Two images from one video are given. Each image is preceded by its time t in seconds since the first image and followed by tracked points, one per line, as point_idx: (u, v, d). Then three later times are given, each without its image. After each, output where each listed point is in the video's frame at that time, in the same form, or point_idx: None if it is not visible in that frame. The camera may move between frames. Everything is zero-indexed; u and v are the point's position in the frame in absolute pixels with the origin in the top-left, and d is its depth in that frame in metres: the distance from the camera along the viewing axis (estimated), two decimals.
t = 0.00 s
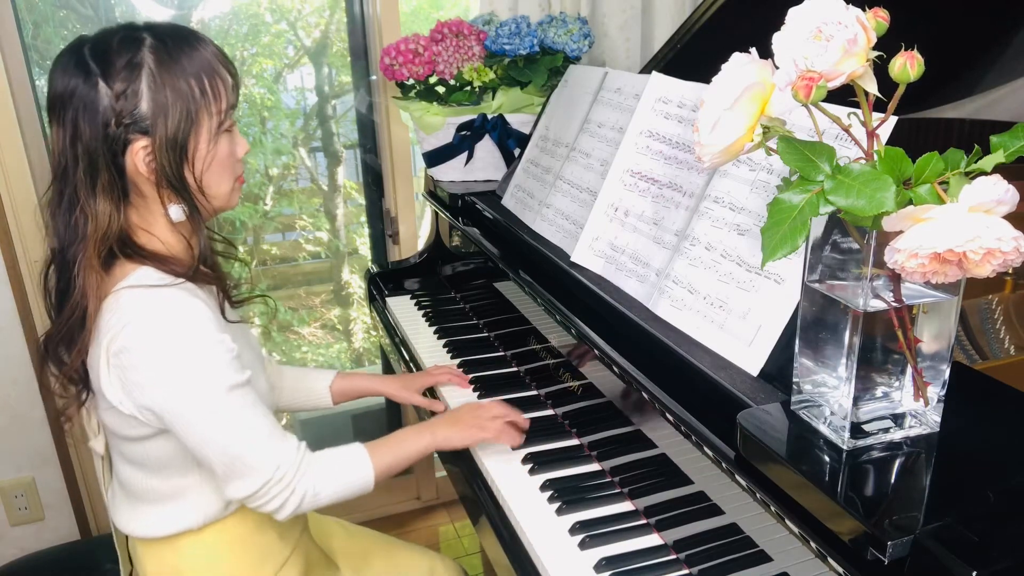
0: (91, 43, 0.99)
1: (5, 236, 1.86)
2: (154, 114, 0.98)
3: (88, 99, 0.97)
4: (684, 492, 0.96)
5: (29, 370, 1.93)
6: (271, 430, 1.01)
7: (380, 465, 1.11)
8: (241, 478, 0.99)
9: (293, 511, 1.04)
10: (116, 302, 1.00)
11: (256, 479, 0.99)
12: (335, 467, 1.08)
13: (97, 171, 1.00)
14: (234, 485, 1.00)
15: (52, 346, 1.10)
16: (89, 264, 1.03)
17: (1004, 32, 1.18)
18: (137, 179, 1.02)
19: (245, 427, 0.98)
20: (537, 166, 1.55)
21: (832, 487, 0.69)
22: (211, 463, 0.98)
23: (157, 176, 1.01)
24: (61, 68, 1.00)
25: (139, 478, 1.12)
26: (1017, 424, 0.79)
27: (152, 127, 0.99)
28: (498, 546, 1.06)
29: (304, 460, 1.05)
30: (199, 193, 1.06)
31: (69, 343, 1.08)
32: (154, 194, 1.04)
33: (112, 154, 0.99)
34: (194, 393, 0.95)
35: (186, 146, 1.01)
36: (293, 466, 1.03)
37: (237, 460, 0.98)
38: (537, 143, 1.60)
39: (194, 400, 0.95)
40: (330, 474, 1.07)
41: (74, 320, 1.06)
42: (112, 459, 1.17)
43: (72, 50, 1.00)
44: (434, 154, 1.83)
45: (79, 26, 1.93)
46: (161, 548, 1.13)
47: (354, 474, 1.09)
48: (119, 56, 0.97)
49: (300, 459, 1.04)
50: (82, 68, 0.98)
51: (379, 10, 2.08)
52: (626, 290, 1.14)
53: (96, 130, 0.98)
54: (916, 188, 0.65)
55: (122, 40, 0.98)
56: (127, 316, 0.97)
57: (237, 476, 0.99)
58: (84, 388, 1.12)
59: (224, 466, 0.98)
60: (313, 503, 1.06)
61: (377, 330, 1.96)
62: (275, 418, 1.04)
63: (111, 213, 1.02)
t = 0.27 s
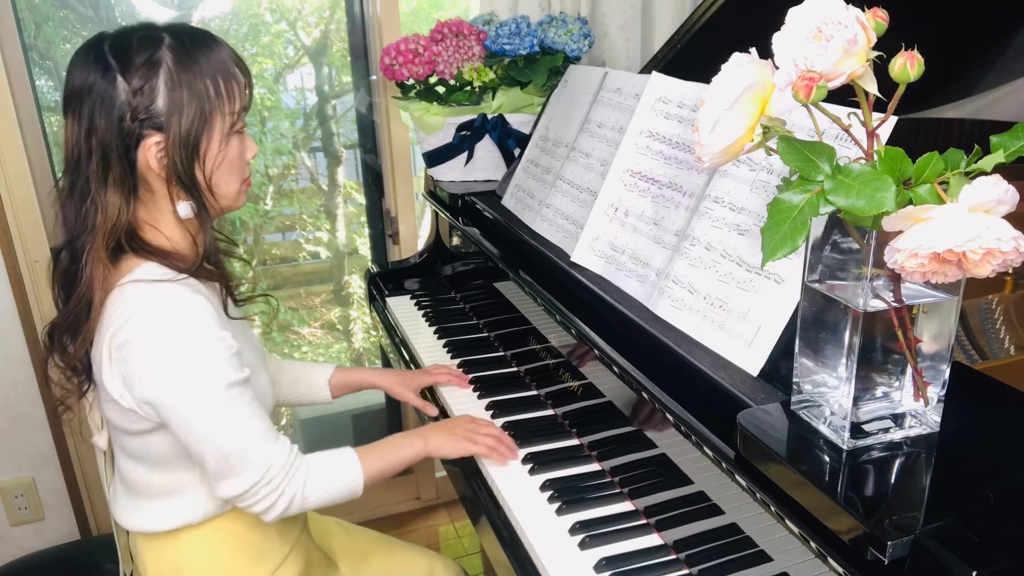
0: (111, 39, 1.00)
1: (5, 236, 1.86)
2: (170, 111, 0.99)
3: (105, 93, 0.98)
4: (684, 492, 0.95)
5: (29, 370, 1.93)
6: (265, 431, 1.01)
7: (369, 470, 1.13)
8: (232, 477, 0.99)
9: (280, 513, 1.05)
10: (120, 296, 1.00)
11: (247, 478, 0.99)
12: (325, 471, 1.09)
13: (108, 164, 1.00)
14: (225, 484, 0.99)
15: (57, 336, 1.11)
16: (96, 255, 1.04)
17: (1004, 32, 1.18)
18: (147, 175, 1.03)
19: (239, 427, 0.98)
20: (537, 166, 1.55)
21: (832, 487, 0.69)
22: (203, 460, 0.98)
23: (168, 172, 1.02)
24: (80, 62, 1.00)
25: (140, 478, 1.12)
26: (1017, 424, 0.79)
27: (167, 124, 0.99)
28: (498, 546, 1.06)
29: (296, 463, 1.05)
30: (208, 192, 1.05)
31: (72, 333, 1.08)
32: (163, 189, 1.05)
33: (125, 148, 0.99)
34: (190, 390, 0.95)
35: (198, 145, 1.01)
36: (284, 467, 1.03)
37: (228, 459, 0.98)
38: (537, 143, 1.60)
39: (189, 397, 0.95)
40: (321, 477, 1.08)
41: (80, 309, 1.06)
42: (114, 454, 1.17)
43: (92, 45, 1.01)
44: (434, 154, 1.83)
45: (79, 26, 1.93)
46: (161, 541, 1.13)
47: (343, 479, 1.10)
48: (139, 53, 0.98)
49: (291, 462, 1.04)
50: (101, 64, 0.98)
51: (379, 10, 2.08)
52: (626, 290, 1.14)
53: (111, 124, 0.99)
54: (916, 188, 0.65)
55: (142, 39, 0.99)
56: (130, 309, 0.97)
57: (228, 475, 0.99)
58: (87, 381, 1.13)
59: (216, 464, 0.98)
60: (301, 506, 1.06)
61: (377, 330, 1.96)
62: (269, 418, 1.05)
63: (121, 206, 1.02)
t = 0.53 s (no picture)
0: (150, 35, 1.01)
1: (5, 237, 1.86)
2: (201, 112, 1.00)
3: (138, 86, 0.99)
4: (684, 491, 0.95)
5: (29, 370, 1.93)
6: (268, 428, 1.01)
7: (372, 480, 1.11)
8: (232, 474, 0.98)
9: (281, 514, 1.04)
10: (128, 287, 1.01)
11: (249, 474, 0.98)
12: (328, 475, 1.08)
13: (133, 154, 1.01)
14: (226, 481, 0.99)
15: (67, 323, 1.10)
16: (114, 243, 1.05)
17: (1003, 33, 1.18)
18: (167, 172, 1.03)
19: (241, 422, 0.98)
20: (537, 166, 1.55)
21: (832, 487, 0.69)
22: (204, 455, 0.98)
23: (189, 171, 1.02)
24: (116, 54, 1.01)
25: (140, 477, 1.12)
26: (1016, 424, 0.79)
27: (195, 124, 1.00)
28: (499, 546, 1.06)
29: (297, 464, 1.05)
30: (227, 195, 1.06)
31: (82, 321, 1.07)
32: (181, 186, 1.05)
33: (152, 140, 1.00)
34: (194, 382, 0.96)
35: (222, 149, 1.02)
36: (288, 464, 1.03)
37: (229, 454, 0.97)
38: (537, 143, 1.60)
39: (194, 390, 0.96)
40: (324, 481, 1.07)
41: (94, 297, 1.06)
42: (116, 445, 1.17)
43: (129, 38, 1.01)
44: (434, 154, 1.83)
45: (80, 26, 1.93)
46: (161, 537, 1.13)
47: (345, 485, 1.08)
48: (177, 53, 0.99)
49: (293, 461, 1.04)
50: (137, 58, 0.99)
51: (379, 10, 2.08)
52: (626, 290, 1.14)
53: (140, 116, 0.99)
54: (916, 188, 0.65)
55: (181, 40, 1.00)
56: (136, 301, 0.99)
57: (228, 471, 0.98)
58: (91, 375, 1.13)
59: (217, 458, 0.98)
60: (302, 509, 1.05)
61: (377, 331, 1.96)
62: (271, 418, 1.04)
63: (141, 196, 1.03)
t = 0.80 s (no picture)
0: (186, 37, 1.02)
1: (5, 237, 1.86)
2: (228, 119, 1.00)
3: (170, 87, 0.99)
4: (684, 491, 0.95)
5: (29, 370, 1.93)
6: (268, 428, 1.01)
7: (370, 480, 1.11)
8: (230, 472, 0.98)
9: (280, 514, 1.04)
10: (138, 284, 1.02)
11: (248, 474, 0.98)
12: (327, 476, 1.08)
13: (156, 152, 1.01)
14: (224, 479, 0.99)
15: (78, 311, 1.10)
16: (131, 237, 1.05)
17: (1003, 33, 1.18)
18: (186, 173, 1.04)
19: (241, 422, 0.98)
20: (537, 166, 1.55)
21: (831, 487, 0.69)
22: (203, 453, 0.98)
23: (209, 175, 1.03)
24: (151, 53, 1.02)
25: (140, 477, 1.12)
26: (1016, 424, 0.79)
27: (220, 130, 1.01)
28: (499, 546, 1.06)
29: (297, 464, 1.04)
30: (244, 202, 1.06)
31: (94, 310, 1.08)
32: (197, 188, 1.05)
33: (176, 140, 1.00)
34: (197, 381, 0.96)
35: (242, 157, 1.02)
36: (287, 464, 1.03)
37: (228, 452, 0.97)
38: (537, 143, 1.60)
39: (197, 388, 0.96)
40: (323, 481, 1.07)
41: (110, 285, 1.07)
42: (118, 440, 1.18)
43: (167, 39, 1.02)
44: (434, 154, 1.84)
45: (80, 27, 1.93)
46: (162, 533, 1.13)
47: (344, 486, 1.08)
48: (213, 60, 1.00)
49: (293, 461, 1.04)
50: (173, 59, 1.00)
51: (379, 10, 2.08)
52: (626, 290, 1.14)
53: (167, 116, 1.00)
54: (916, 188, 0.65)
55: (218, 47, 1.01)
56: (142, 298, 0.99)
57: (228, 470, 0.98)
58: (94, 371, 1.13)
59: (217, 457, 0.98)
60: (300, 509, 1.05)
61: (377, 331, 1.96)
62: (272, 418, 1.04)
63: (161, 193, 1.03)
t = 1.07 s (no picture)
0: (182, 37, 1.02)
1: (5, 237, 1.86)
2: (227, 117, 1.00)
3: (168, 87, 0.99)
4: (684, 491, 0.95)
5: (28, 370, 1.93)
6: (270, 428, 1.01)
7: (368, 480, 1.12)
8: (232, 470, 0.99)
9: (278, 511, 1.04)
10: (146, 282, 1.02)
11: (247, 472, 0.99)
12: (325, 475, 1.08)
13: (158, 153, 1.01)
14: (225, 476, 0.99)
15: (84, 312, 1.10)
16: (136, 237, 1.05)
17: (1003, 33, 1.18)
18: (189, 172, 1.04)
19: (243, 421, 0.98)
20: (537, 165, 1.55)
21: (831, 487, 0.69)
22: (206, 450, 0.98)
23: (212, 174, 1.03)
24: (147, 54, 1.01)
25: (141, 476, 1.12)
26: (1016, 424, 0.80)
27: (220, 129, 1.01)
28: (498, 546, 1.06)
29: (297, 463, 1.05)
30: (246, 199, 1.06)
31: (100, 310, 1.08)
32: (201, 187, 1.05)
33: (176, 140, 1.00)
34: (202, 379, 0.96)
35: (245, 155, 1.02)
36: (287, 463, 1.03)
37: (230, 450, 0.98)
38: (537, 143, 1.60)
39: (202, 386, 0.96)
40: (322, 480, 1.08)
41: (116, 286, 1.07)
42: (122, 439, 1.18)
43: (162, 39, 1.02)
44: (434, 154, 1.84)
45: (79, 26, 1.93)
46: (163, 529, 1.13)
47: (341, 485, 1.09)
48: (208, 58, 1.00)
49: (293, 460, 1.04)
50: (170, 60, 1.00)
51: (379, 10, 2.08)
52: (626, 290, 1.14)
53: (166, 117, 1.00)
54: (916, 188, 0.65)
55: (213, 45, 1.01)
56: (151, 295, 0.99)
57: (229, 467, 0.99)
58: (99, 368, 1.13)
59: (219, 454, 0.98)
60: (298, 506, 1.06)
61: (377, 331, 1.96)
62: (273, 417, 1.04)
63: (165, 194, 1.04)
